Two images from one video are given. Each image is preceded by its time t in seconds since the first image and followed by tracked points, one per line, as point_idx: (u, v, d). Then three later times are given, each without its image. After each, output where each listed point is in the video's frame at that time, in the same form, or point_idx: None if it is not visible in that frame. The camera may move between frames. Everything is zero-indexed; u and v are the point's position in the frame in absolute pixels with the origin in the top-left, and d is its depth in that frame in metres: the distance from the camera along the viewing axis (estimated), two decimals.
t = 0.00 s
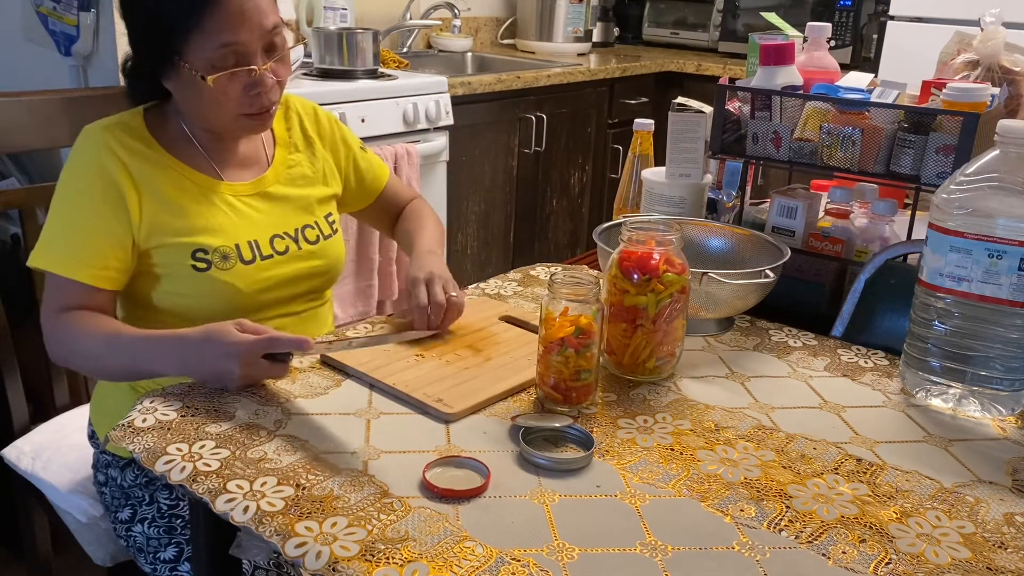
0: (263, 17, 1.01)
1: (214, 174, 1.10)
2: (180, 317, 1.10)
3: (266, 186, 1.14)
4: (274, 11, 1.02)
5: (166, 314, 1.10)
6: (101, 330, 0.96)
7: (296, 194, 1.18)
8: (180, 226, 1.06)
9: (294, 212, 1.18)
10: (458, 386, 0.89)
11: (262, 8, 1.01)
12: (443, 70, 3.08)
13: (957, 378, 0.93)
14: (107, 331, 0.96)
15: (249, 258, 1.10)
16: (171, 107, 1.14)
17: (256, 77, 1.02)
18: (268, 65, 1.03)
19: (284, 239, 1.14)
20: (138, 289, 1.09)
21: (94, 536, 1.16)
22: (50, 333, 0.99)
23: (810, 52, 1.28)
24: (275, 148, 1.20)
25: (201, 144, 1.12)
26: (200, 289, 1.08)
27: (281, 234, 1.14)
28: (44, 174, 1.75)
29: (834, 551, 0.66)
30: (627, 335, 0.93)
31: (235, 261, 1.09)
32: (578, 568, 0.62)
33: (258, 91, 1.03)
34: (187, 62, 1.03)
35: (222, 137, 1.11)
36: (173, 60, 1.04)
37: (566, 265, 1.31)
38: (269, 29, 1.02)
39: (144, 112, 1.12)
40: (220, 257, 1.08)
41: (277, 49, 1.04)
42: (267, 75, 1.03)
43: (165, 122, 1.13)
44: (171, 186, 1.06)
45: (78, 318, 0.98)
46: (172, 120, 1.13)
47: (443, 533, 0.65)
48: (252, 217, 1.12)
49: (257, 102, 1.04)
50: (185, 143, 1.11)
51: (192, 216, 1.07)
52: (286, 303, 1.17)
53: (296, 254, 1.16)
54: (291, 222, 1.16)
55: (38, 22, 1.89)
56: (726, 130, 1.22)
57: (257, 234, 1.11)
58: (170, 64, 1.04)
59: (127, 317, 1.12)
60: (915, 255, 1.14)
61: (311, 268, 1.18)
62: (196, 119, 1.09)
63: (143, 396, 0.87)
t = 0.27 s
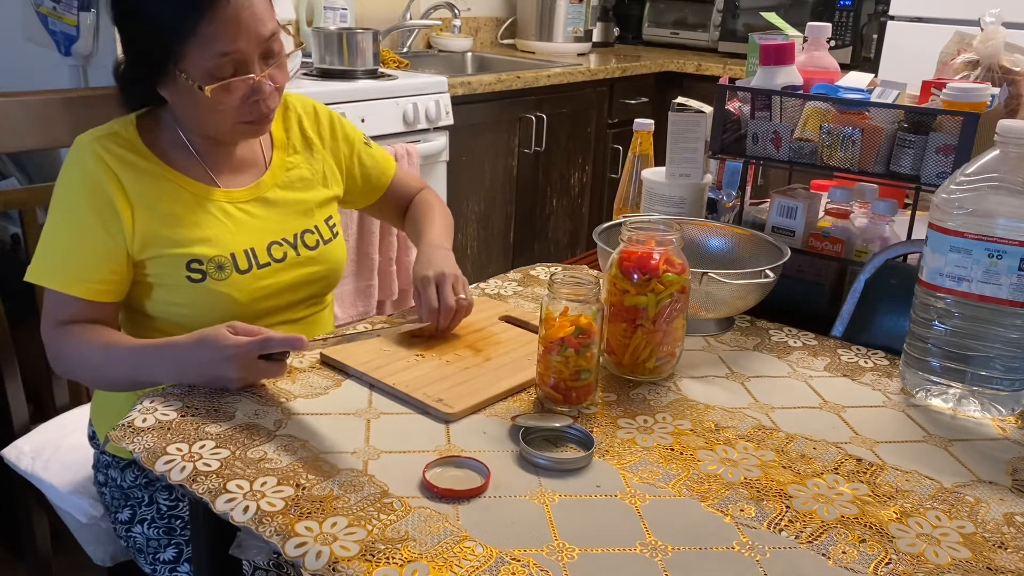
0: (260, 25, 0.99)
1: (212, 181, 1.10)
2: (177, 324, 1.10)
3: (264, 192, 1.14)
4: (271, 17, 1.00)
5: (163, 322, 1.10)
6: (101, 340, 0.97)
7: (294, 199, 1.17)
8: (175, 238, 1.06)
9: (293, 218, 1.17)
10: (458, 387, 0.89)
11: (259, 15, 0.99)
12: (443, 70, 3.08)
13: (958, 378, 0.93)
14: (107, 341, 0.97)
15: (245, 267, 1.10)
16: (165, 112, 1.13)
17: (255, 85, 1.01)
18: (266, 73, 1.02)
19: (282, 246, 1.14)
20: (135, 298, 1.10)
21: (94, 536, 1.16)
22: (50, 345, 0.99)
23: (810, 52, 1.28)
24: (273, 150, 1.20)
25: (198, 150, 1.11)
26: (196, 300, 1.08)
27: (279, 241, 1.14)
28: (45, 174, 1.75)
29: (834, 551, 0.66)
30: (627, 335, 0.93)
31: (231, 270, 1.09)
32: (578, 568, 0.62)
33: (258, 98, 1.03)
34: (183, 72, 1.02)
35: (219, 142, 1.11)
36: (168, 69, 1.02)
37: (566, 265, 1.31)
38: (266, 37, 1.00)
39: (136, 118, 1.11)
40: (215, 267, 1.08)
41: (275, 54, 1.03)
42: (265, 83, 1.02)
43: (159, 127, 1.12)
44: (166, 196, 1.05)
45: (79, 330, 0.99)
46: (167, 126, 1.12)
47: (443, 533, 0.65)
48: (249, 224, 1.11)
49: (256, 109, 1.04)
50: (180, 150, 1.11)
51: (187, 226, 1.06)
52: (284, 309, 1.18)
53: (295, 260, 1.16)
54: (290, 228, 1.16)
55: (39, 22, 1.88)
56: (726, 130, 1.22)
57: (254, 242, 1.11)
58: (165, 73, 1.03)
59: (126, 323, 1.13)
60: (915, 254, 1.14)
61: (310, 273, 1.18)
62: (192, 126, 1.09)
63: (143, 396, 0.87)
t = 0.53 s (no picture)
0: (264, 37, 0.98)
1: (212, 189, 1.10)
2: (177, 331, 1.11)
3: (265, 197, 1.14)
4: (274, 29, 1.00)
5: (163, 328, 1.11)
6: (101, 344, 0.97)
7: (295, 204, 1.17)
8: (175, 245, 1.06)
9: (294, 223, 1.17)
10: (458, 387, 0.89)
11: (263, 28, 0.98)
12: (443, 70, 3.08)
13: (957, 378, 0.93)
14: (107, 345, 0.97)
15: (246, 274, 1.10)
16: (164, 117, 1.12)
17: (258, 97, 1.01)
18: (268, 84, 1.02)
19: (283, 252, 1.14)
20: (136, 303, 1.10)
21: (93, 536, 1.16)
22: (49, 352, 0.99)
23: (810, 52, 1.28)
24: (274, 154, 1.19)
25: (197, 158, 1.11)
26: (197, 306, 1.08)
27: (280, 247, 1.14)
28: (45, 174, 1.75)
29: (834, 551, 0.66)
30: (627, 335, 0.93)
31: (231, 277, 1.09)
32: (578, 568, 0.62)
33: (259, 111, 1.02)
34: (184, 86, 1.01)
35: (218, 150, 1.11)
36: (168, 81, 1.02)
37: (566, 265, 1.31)
38: (269, 49, 1.00)
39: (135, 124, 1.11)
40: (216, 274, 1.08)
41: (277, 65, 1.03)
42: (267, 95, 1.02)
43: (157, 133, 1.11)
44: (165, 204, 1.05)
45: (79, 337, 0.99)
46: (165, 132, 1.11)
47: (443, 533, 0.65)
48: (250, 230, 1.11)
49: (258, 121, 1.03)
50: (180, 158, 1.10)
51: (187, 234, 1.06)
52: (286, 313, 1.18)
53: (296, 265, 1.16)
54: (291, 233, 1.16)
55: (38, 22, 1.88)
56: (726, 130, 1.22)
57: (255, 248, 1.11)
58: (165, 85, 1.02)
59: (127, 327, 1.13)
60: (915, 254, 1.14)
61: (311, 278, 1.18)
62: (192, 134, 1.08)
63: (143, 396, 0.87)
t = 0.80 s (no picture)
0: (254, 34, 0.98)
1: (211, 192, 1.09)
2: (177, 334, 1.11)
3: (265, 200, 1.14)
4: (264, 25, 1.00)
5: (164, 331, 1.11)
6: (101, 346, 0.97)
7: (295, 207, 1.17)
8: (175, 249, 1.05)
9: (295, 226, 1.17)
10: (458, 387, 0.89)
11: (251, 23, 0.98)
12: (443, 70, 3.08)
13: (957, 378, 0.93)
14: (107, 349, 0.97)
15: (246, 278, 1.10)
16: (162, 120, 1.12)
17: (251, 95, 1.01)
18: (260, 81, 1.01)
19: (284, 256, 1.14)
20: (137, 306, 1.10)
21: (94, 536, 1.16)
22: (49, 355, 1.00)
23: (810, 52, 1.28)
24: (274, 157, 1.19)
25: (196, 162, 1.11)
26: (197, 310, 1.08)
27: (280, 250, 1.13)
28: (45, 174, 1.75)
29: (834, 551, 0.66)
30: (627, 335, 0.93)
31: (231, 281, 1.09)
32: (578, 568, 0.62)
33: (253, 109, 1.02)
34: (176, 87, 1.01)
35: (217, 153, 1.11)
36: (161, 83, 1.02)
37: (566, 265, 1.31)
38: (259, 46, 0.99)
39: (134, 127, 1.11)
40: (216, 278, 1.08)
41: (269, 62, 1.03)
42: (260, 92, 1.01)
43: (156, 137, 1.12)
44: (165, 208, 1.05)
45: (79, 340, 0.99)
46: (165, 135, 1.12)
47: (443, 533, 0.65)
48: (250, 234, 1.11)
49: (253, 119, 1.03)
50: (179, 161, 1.10)
51: (187, 238, 1.06)
52: (286, 316, 1.18)
53: (297, 269, 1.15)
54: (292, 236, 1.16)
55: (39, 22, 1.87)
56: (726, 130, 1.22)
57: (255, 252, 1.11)
58: (157, 87, 1.03)
59: (128, 329, 1.14)
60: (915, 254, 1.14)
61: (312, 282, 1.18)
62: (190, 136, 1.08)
63: (143, 396, 0.87)
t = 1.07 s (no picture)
0: (249, 36, 0.98)
1: (208, 197, 1.09)
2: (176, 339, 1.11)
3: (263, 206, 1.13)
4: (259, 26, 1.00)
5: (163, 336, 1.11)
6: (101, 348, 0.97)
7: (293, 211, 1.17)
8: (173, 256, 1.05)
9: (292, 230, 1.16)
10: (458, 387, 0.89)
11: (247, 24, 0.98)
12: (443, 70, 3.08)
13: (957, 378, 0.93)
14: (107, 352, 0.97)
15: (245, 284, 1.09)
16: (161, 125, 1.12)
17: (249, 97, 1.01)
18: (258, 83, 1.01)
19: (282, 261, 1.13)
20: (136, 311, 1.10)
21: (94, 536, 1.16)
22: (50, 361, 1.00)
23: (810, 52, 1.28)
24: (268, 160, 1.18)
25: (195, 166, 1.11)
26: (196, 316, 1.08)
27: (278, 255, 1.13)
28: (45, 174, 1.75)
29: (834, 551, 0.66)
30: (627, 335, 0.93)
31: (230, 288, 1.08)
32: (578, 568, 0.62)
33: (252, 111, 1.02)
34: (173, 92, 1.02)
35: (215, 157, 1.11)
36: (157, 88, 1.02)
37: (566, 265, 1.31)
38: (255, 48, 1.00)
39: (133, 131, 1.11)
40: (214, 285, 1.07)
41: (266, 64, 1.03)
42: (258, 94, 1.01)
43: (154, 141, 1.12)
44: (163, 214, 1.05)
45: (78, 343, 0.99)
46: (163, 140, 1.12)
47: (443, 533, 0.65)
48: (248, 240, 1.11)
49: (252, 122, 1.03)
50: (177, 166, 1.10)
51: (185, 244, 1.05)
52: (286, 320, 1.18)
53: (296, 273, 1.15)
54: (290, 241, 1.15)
55: (38, 23, 1.86)
56: (726, 130, 1.22)
57: (253, 258, 1.10)
58: (154, 92, 1.03)
59: (128, 332, 1.14)
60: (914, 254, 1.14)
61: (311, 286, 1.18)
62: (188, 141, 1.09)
63: (143, 396, 0.87)
